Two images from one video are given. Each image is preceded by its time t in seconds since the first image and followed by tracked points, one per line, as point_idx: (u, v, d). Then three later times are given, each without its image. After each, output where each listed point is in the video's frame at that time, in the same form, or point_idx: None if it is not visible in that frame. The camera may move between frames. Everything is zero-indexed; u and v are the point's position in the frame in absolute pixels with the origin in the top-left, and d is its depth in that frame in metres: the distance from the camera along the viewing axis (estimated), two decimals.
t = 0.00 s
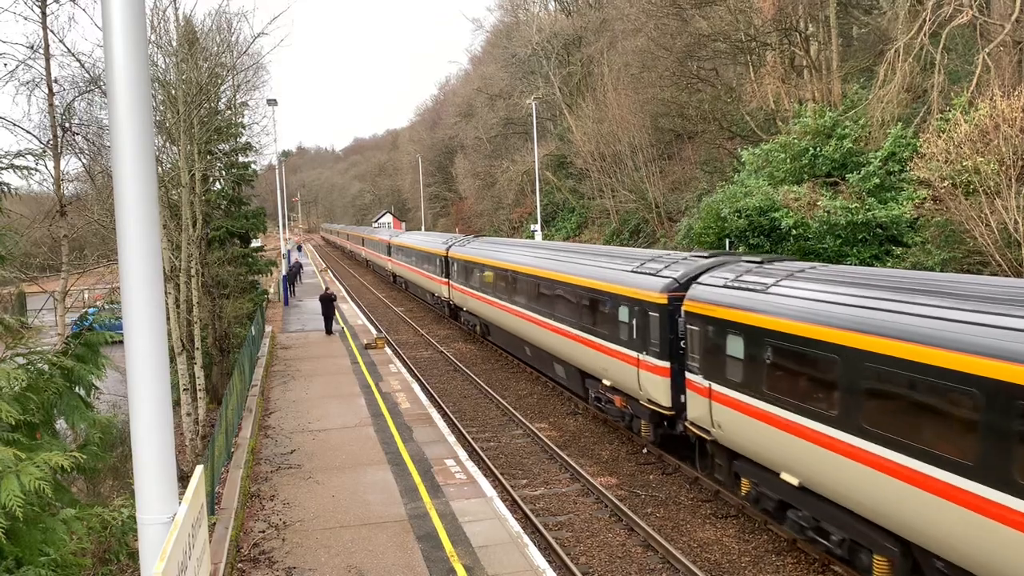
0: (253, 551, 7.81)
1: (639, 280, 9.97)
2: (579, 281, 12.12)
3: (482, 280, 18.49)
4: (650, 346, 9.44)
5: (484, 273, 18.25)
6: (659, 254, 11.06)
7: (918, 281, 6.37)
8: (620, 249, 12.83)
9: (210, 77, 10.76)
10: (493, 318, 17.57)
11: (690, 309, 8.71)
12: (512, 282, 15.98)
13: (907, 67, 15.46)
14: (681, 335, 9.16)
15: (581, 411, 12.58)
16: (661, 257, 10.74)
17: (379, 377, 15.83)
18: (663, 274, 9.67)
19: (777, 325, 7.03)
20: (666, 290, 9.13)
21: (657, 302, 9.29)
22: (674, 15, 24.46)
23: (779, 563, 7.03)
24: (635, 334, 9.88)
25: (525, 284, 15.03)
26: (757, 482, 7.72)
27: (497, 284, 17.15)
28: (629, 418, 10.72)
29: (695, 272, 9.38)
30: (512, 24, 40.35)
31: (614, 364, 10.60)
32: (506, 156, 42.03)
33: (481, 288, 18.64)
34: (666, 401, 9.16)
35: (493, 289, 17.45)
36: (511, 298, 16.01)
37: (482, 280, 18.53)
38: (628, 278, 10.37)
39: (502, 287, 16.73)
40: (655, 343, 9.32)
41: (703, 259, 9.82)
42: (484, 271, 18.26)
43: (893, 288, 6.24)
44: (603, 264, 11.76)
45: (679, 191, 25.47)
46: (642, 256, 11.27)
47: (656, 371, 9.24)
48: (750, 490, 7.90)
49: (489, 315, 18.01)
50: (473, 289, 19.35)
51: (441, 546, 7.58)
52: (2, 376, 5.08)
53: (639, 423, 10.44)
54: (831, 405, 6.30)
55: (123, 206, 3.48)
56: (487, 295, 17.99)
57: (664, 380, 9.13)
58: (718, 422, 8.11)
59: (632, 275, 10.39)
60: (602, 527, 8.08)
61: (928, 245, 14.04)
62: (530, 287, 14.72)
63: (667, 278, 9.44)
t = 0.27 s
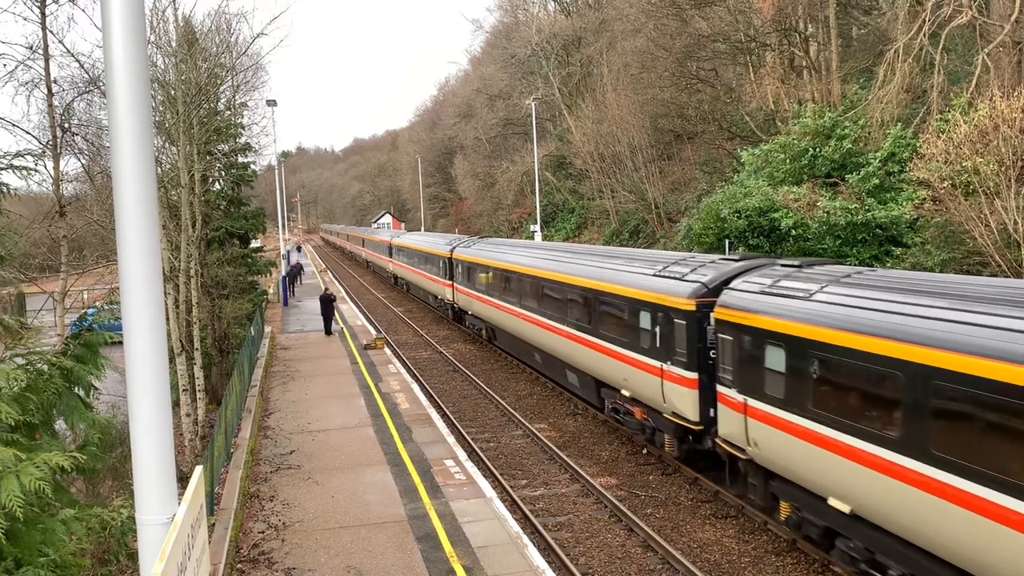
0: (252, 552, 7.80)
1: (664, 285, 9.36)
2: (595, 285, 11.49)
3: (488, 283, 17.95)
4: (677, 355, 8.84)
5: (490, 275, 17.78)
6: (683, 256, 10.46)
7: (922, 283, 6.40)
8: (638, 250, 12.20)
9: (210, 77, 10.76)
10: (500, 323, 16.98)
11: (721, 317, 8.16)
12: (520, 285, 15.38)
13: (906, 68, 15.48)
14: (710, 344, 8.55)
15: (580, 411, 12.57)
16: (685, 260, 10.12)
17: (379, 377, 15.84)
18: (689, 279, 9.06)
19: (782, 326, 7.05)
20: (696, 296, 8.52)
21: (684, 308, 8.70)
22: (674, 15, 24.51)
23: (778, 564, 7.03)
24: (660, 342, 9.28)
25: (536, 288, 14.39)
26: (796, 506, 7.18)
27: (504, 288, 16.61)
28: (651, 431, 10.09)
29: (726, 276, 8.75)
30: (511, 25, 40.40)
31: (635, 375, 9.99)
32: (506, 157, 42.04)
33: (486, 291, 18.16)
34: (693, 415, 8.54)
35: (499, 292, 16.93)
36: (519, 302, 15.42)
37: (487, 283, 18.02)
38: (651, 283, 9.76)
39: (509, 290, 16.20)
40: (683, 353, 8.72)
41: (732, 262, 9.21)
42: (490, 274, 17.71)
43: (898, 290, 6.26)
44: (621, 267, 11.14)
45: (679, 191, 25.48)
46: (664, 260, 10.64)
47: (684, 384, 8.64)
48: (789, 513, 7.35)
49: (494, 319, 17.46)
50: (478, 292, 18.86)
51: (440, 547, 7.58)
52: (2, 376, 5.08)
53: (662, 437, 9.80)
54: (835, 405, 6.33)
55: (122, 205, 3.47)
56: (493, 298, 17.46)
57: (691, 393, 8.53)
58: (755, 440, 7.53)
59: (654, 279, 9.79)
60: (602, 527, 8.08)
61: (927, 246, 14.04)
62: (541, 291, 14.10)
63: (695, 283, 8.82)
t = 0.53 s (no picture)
0: (251, 553, 7.80)
1: (692, 290, 8.70)
2: (613, 290, 10.83)
3: (493, 285, 17.44)
4: (706, 366, 8.19)
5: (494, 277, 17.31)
6: (708, 259, 9.81)
7: (918, 283, 6.48)
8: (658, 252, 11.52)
9: (208, 79, 10.76)
10: (507, 327, 16.40)
11: (755, 324, 7.54)
12: (529, 290, 14.74)
13: (905, 68, 15.51)
14: (743, 354, 7.90)
15: (579, 412, 12.58)
16: (713, 263, 9.46)
17: (378, 378, 15.84)
18: (719, 283, 8.41)
19: (782, 328, 7.07)
20: (727, 303, 7.89)
21: (714, 315, 8.05)
22: (672, 16, 24.57)
23: (777, 564, 7.04)
24: (687, 351, 8.63)
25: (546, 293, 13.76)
26: (843, 533, 6.53)
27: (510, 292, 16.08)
28: (673, 446, 9.42)
29: (758, 281, 8.11)
30: (510, 25, 40.46)
31: (659, 386, 9.34)
32: (504, 157, 42.04)
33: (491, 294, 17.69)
34: (725, 431, 7.89)
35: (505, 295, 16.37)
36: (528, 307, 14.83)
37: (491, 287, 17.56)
38: (676, 288, 9.11)
39: (515, 293, 15.68)
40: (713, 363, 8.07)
41: (765, 265, 8.56)
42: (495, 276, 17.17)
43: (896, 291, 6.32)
44: (641, 271, 10.48)
45: (678, 192, 25.49)
46: (689, 263, 9.97)
47: (715, 397, 7.98)
48: (835, 541, 6.69)
49: (500, 323, 16.94)
50: (482, 294, 18.41)
51: (439, 548, 7.58)
52: None
53: (687, 453, 9.13)
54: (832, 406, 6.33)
55: (121, 204, 3.48)
56: (498, 301, 16.91)
57: (723, 407, 7.88)
58: (796, 460, 6.88)
59: (678, 284, 9.16)
60: (600, 528, 8.08)
61: (926, 246, 14.05)
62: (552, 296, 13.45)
63: (726, 288, 8.17)
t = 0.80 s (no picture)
0: (249, 554, 7.79)
1: (723, 295, 8.00)
2: (629, 293, 10.13)
3: (497, 287, 16.87)
4: (738, 378, 7.53)
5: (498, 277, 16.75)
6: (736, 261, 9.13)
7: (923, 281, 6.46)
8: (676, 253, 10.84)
9: (205, 79, 10.75)
10: (513, 330, 15.78)
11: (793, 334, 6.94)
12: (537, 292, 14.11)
13: (901, 68, 15.56)
14: (780, 365, 7.25)
15: (577, 412, 12.58)
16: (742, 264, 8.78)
17: (375, 379, 15.84)
18: (752, 288, 7.73)
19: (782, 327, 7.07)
20: (763, 310, 7.23)
21: (749, 323, 7.40)
22: (669, 17, 24.64)
23: (775, 563, 7.05)
24: (715, 361, 7.96)
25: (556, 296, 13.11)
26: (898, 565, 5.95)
27: (516, 294, 15.48)
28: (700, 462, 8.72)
29: (797, 285, 7.42)
30: (507, 26, 40.50)
31: (684, 398, 8.66)
32: (502, 158, 42.05)
33: (493, 294, 17.19)
34: (760, 448, 7.23)
35: (510, 297, 15.77)
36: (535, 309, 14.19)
37: (495, 287, 17.01)
38: (703, 292, 8.42)
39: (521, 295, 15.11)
40: (746, 375, 7.40)
41: (802, 267, 7.87)
42: (500, 277, 16.60)
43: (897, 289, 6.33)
44: (660, 273, 9.80)
45: (675, 192, 25.50)
46: (714, 264, 9.28)
47: (749, 412, 7.31)
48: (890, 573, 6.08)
49: (505, 325, 16.36)
50: (485, 295, 17.84)
51: (437, 548, 7.57)
52: None
53: (716, 471, 8.42)
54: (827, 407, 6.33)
55: (118, 203, 3.48)
56: (502, 302, 16.30)
57: (758, 424, 7.21)
58: (845, 484, 6.25)
59: (705, 288, 8.48)
60: (598, 528, 8.09)
61: (923, 245, 14.06)
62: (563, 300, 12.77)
63: (761, 293, 7.49)
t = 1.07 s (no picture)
0: (247, 554, 7.79)
1: (759, 301, 7.38)
2: (650, 297, 9.49)
3: (502, 289, 16.35)
4: (776, 391, 6.96)
5: (504, 280, 16.18)
6: (769, 264, 8.50)
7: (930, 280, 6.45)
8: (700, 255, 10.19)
9: (202, 79, 10.73)
10: (519, 334, 15.23)
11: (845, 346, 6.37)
12: (546, 294, 13.50)
13: (898, 67, 15.60)
14: (825, 377, 6.64)
15: (575, 412, 12.59)
16: (777, 268, 8.14)
17: (373, 379, 15.84)
18: (792, 294, 7.11)
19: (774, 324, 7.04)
20: (804, 317, 6.64)
21: (791, 332, 6.78)
22: (666, 16, 24.68)
23: (773, 562, 7.07)
24: (749, 372, 7.39)
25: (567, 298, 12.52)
26: None
27: (523, 295, 14.90)
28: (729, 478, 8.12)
29: (844, 290, 6.80)
30: (504, 25, 40.50)
31: (711, 410, 8.07)
32: (499, 157, 42.03)
33: (498, 295, 16.68)
34: (801, 468, 6.65)
35: (517, 300, 15.22)
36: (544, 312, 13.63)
37: (500, 289, 16.49)
38: (735, 297, 7.80)
39: (527, 298, 14.60)
40: (786, 389, 6.82)
41: (847, 272, 7.25)
42: (505, 279, 16.03)
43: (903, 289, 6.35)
44: (684, 276, 9.18)
45: (672, 191, 25.51)
46: (745, 268, 8.64)
47: (789, 428, 6.73)
48: None
49: (510, 328, 15.84)
50: (489, 297, 17.30)
51: (435, 548, 7.58)
52: None
53: (748, 489, 7.85)
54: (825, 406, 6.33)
55: (113, 201, 3.47)
56: (508, 305, 15.73)
57: (801, 443, 6.62)
58: (905, 512, 5.66)
59: (737, 293, 7.86)
60: (596, 527, 8.10)
61: (919, 243, 14.09)
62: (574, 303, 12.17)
63: (802, 299, 6.89)
